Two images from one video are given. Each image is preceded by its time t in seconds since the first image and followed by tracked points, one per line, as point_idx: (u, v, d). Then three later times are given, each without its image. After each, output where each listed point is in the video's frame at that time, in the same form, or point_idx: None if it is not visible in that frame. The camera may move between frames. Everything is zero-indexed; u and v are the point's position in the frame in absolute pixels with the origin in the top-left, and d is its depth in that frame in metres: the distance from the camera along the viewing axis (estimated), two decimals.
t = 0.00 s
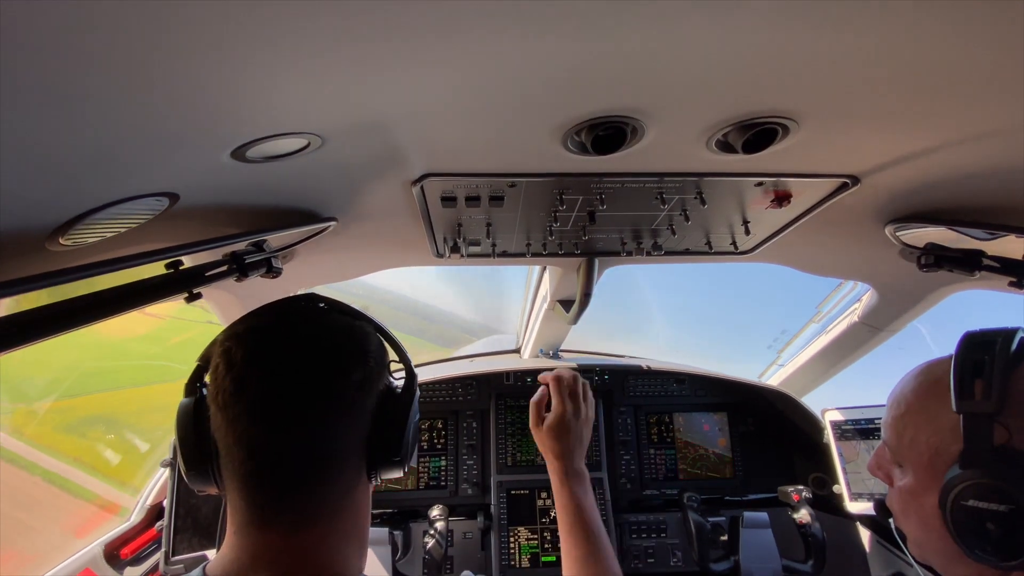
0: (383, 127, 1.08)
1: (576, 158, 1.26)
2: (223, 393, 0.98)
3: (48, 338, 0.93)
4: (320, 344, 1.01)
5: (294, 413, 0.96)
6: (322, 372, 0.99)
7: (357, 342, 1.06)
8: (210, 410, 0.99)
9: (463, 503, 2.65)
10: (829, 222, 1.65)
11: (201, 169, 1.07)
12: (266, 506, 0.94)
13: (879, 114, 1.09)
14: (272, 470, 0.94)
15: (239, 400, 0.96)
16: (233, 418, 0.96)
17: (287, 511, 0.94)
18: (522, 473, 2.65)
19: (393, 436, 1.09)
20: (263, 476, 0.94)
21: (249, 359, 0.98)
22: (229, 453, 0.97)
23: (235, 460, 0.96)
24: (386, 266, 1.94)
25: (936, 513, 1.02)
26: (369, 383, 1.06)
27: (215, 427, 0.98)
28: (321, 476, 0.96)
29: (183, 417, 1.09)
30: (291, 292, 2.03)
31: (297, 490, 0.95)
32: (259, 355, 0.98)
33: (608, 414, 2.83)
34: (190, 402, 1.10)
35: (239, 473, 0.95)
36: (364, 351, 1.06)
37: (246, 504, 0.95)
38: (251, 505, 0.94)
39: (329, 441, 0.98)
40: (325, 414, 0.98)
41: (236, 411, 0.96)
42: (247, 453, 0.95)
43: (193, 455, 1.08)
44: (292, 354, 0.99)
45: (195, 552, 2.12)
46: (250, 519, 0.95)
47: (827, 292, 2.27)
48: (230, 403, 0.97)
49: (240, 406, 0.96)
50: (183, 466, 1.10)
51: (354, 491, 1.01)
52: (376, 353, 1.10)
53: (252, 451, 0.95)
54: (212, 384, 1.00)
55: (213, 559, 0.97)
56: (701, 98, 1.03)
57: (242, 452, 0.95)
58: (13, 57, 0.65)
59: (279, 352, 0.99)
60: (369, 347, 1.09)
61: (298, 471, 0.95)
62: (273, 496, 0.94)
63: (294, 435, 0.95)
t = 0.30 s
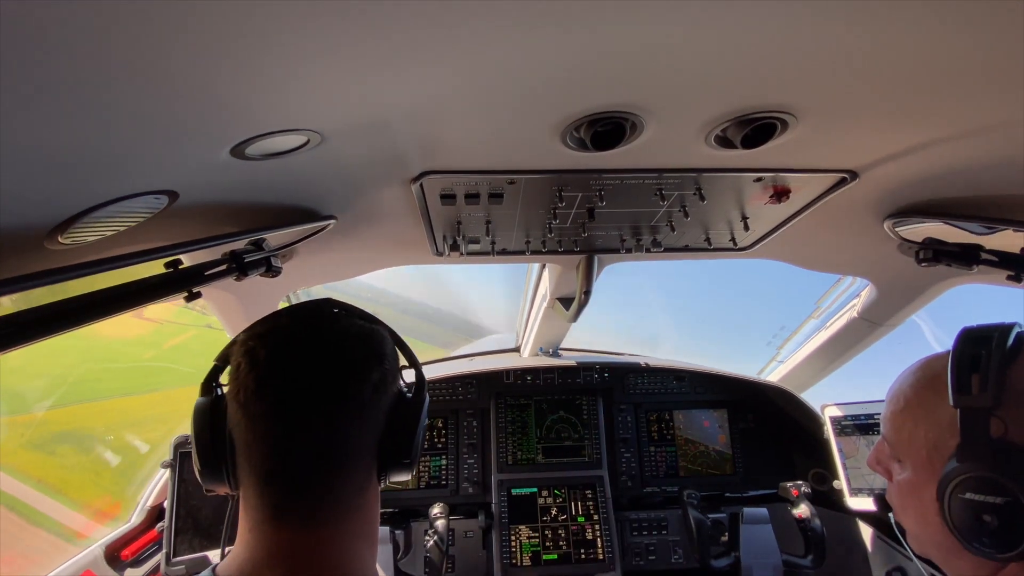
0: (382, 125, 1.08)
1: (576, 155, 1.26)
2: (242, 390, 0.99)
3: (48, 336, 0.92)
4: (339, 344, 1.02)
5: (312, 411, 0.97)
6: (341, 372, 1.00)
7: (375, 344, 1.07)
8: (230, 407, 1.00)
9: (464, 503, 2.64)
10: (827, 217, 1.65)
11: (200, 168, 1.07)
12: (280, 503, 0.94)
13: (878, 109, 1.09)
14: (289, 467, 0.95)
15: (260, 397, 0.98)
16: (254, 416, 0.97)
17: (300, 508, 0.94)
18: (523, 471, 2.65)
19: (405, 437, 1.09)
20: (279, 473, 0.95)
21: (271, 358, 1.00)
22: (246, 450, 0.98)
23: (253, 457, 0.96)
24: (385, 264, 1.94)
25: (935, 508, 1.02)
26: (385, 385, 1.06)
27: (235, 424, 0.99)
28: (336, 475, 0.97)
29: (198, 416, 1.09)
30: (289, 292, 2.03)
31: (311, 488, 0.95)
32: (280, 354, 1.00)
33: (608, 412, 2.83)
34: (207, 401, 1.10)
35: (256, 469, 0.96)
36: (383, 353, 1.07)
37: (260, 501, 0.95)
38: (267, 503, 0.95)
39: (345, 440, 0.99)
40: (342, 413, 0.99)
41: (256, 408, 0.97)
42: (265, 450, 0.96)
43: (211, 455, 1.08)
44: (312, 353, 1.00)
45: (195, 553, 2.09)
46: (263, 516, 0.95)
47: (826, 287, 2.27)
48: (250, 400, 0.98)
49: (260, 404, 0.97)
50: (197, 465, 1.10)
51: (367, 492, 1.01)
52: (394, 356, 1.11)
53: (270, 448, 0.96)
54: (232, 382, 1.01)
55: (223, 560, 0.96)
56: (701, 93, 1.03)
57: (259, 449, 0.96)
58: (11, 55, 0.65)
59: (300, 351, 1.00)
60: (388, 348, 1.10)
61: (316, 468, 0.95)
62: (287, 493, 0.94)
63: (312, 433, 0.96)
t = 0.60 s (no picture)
0: (379, 128, 1.08)
1: (572, 157, 1.27)
2: (260, 389, 0.99)
3: (47, 342, 0.92)
4: (358, 346, 1.02)
5: (329, 412, 0.97)
6: (359, 374, 1.00)
7: (392, 347, 1.07)
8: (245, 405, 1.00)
9: (464, 503, 2.64)
10: (823, 216, 1.66)
11: (196, 172, 1.07)
12: (293, 502, 0.95)
13: (871, 109, 1.10)
14: (304, 466, 0.95)
15: (277, 397, 0.98)
16: (269, 415, 0.98)
17: (312, 508, 0.94)
18: (522, 472, 2.65)
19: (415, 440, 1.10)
20: (294, 472, 0.95)
21: (289, 358, 1.00)
22: (261, 449, 0.98)
23: (268, 456, 0.97)
24: (383, 266, 1.94)
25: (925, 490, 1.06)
26: (400, 387, 1.06)
27: (249, 422, 1.00)
28: (349, 476, 0.97)
29: (213, 413, 1.09)
30: (287, 294, 2.03)
31: (324, 488, 0.95)
32: (299, 354, 1.00)
33: (606, 411, 2.83)
34: (219, 398, 1.10)
35: (270, 469, 0.96)
36: (397, 355, 1.08)
37: (273, 499, 0.95)
38: (279, 503, 0.95)
39: (359, 442, 0.99)
40: (358, 415, 0.99)
41: (271, 407, 0.98)
42: (280, 450, 0.96)
43: (223, 452, 1.08)
44: (331, 354, 1.01)
45: (195, 557, 2.09)
46: (275, 514, 0.95)
47: (822, 286, 2.28)
48: (265, 399, 0.98)
49: (277, 403, 0.98)
50: (209, 462, 1.10)
51: (378, 494, 1.01)
52: (408, 359, 1.11)
53: (286, 448, 0.96)
54: (247, 380, 1.01)
55: (232, 558, 0.97)
56: (696, 95, 1.03)
57: (275, 448, 0.96)
58: (8, 64, 0.65)
59: (318, 352, 1.00)
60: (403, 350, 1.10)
61: (330, 469, 0.96)
62: (301, 493, 0.95)
63: (329, 433, 0.97)
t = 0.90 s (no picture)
0: (376, 129, 1.07)
1: (570, 159, 1.26)
2: (231, 390, 0.98)
3: (42, 344, 0.92)
4: (330, 346, 1.03)
5: (303, 413, 0.97)
6: (331, 373, 1.01)
7: (365, 346, 1.08)
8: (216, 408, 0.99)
9: (460, 505, 2.64)
10: (821, 219, 1.66)
11: (194, 174, 1.07)
12: (268, 503, 0.94)
13: (869, 113, 1.09)
14: (278, 467, 0.95)
15: (248, 399, 0.97)
16: (240, 416, 0.97)
17: (288, 509, 0.94)
18: (519, 473, 2.65)
19: (392, 439, 1.10)
20: (268, 474, 0.95)
21: (260, 359, 1.00)
22: (233, 451, 0.97)
23: (240, 458, 0.96)
24: (380, 267, 1.94)
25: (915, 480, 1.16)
26: (374, 386, 1.07)
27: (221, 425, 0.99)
28: (324, 475, 0.97)
29: (184, 415, 1.09)
30: (284, 294, 2.03)
31: (299, 488, 0.95)
32: (270, 354, 1.00)
33: (603, 413, 2.83)
34: (190, 402, 1.10)
35: (244, 470, 0.96)
36: (370, 354, 1.08)
37: (247, 501, 0.95)
38: (254, 504, 0.94)
39: (334, 441, 0.99)
40: (333, 414, 0.99)
41: (242, 408, 0.97)
42: (252, 451, 0.96)
43: (195, 453, 1.08)
44: (304, 355, 1.01)
45: (191, 557, 2.10)
46: (249, 517, 0.94)
47: (820, 288, 2.28)
48: (236, 400, 0.98)
49: (248, 403, 0.97)
50: (182, 465, 1.09)
51: (354, 493, 1.01)
52: (380, 357, 1.12)
53: (259, 450, 0.95)
54: (218, 382, 1.01)
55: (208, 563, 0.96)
56: (694, 98, 1.03)
57: (247, 450, 0.96)
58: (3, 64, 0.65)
59: (289, 351, 1.00)
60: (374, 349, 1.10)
61: (305, 469, 0.96)
62: (276, 494, 0.94)
63: (303, 434, 0.96)
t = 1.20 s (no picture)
0: (376, 128, 1.08)
1: (570, 158, 1.27)
2: (232, 388, 0.99)
3: (43, 341, 0.92)
4: (331, 344, 1.03)
5: (303, 412, 0.97)
6: (332, 372, 1.01)
7: (366, 344, 1.08)
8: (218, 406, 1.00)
9: (460, 503, 2.64)
10: (820, 220, 1.66)
11: (194, 172, 1.07)
12: (269, 501, 0.95)
13: (868, 113, 1.10)
14: (278, 466, 0.95)
15: (250, 398, 0.98)
16: (241, 415, 0.97)
17: (288, 507, 0.94)
18: (519, 472, 2.66)
19: (393, 438, 1.10)
20: (268, 473, 0.95)
21: (261, 358, 1.00)
22: (235, 450, 0.97)
23: (241, 457, 0.96)
24: (380, 266, 1.94)
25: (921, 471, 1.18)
26: (375, 385, 1.08)
27: (223, 423, 1.00)
28: (325, 474, 0.97)
29: (185, 415, 1.09)
30: (284, 293, 2.03)
31: (299, 487, 0.95)
32: (271, 354, 1.00)
33: (603, 412, 2.84)
34: (194, 400, 1.10)
35: (244, 469, 0.96)
36: (371, 353, 1.08)
37: (248, 499, 0.95)
38: (255, 503, 0.95)
39: (335, 439, 0.99)
40: (333, 413, 0.99)
41: (243, 407, 0.98)
42: (253, 450, 0.96)
43: (196, 454, 1.08)
44: (307, 353, 1.01)
45: (191, 555, 2.10)
46: (251, 514, 0.95)
47: (819, 288, 2.28)
48: (238, 398, 0.98)
49: (249, 402, 0.98)
50: (184, 463, 1.10)
51: (355, 492, 1.01)
52: (381, 357, 1.12)
53: (260, 448, 0.96)
54: (220, 381, 1.01)
55: (210, 562, 0.97)
56: (694, 98, 1.03)
57: (248, 449, 0.96)
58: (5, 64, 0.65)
59: (291, 350, 1.01)
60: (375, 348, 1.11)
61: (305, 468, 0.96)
62: (277, 492, 0.95)
63: (303, 433, 0.97)
